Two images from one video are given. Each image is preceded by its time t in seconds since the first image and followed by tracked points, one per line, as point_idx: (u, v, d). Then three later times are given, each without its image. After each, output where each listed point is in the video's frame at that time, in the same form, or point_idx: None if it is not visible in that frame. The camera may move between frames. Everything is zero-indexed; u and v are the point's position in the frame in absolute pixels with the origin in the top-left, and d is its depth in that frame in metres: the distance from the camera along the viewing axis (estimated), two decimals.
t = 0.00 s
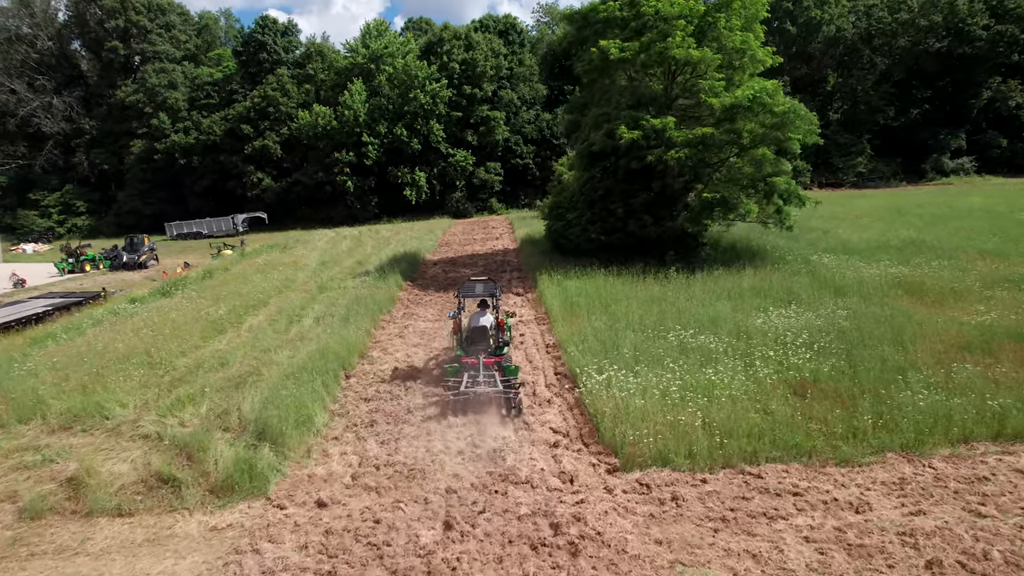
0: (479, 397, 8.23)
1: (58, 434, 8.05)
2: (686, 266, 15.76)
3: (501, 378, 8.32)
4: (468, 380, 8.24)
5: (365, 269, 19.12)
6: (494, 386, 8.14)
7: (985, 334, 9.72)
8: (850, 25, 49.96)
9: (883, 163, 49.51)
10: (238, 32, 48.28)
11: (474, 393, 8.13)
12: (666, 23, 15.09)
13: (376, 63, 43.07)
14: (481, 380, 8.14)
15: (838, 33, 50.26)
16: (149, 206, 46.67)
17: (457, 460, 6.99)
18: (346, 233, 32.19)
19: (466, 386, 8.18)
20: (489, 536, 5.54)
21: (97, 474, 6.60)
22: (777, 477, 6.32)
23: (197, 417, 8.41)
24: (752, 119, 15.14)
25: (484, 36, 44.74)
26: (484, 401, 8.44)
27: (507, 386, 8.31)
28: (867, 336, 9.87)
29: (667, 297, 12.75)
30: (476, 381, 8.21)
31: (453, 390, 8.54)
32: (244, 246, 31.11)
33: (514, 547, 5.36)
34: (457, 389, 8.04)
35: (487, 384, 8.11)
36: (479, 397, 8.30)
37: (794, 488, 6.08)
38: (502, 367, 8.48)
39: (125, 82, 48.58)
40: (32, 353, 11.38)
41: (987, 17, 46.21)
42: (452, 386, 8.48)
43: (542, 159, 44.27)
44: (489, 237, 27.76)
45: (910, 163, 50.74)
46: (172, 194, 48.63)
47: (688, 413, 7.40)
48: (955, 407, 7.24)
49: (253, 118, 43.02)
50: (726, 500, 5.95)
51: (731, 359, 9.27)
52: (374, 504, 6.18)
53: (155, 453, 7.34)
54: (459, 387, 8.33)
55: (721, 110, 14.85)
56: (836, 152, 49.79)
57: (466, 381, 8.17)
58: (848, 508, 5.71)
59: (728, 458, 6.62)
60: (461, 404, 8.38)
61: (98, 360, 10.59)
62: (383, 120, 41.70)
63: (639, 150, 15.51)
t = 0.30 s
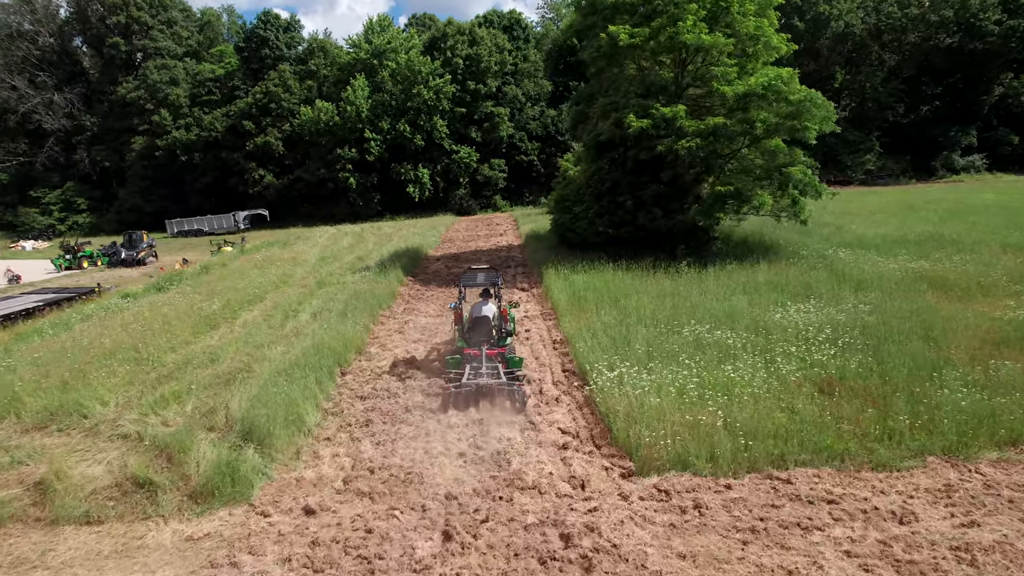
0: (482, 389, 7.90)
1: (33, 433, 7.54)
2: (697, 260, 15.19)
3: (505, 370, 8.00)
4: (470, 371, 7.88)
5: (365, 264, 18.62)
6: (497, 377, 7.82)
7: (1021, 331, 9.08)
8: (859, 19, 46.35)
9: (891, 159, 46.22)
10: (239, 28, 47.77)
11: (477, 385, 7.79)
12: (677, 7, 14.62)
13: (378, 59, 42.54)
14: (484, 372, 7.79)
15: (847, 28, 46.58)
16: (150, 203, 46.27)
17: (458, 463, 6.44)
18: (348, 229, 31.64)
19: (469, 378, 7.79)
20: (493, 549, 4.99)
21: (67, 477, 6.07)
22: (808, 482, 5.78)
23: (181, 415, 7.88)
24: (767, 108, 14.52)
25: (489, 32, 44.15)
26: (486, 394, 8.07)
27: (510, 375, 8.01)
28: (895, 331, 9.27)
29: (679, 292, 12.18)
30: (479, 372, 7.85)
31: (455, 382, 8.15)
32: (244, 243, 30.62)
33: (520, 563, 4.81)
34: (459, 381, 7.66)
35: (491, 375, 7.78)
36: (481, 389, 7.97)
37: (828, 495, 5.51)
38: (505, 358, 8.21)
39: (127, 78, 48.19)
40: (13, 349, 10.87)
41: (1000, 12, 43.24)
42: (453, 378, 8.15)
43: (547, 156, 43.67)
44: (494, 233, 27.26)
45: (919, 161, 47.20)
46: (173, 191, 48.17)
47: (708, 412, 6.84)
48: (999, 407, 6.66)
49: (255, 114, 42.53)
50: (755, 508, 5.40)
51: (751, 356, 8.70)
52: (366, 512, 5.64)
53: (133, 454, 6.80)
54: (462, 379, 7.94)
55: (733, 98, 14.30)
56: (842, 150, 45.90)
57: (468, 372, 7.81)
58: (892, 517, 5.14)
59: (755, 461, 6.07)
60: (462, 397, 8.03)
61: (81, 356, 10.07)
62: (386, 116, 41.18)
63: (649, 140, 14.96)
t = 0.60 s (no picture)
0: (484, 381, 7.48)
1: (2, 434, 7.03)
2: (709, 255, 14.63)
3: (508, 360, 7.49)
4: (471, 363, 7.38)
5: (366, 260, 18.08)
6: (499, 368, 7.30)
7: None
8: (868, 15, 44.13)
9: (900, 156, 43.22)
10: (241, 24, 47.22)
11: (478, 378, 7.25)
12: None
13: (381, 55, 41.90)
14: (486, 363, 7.26)
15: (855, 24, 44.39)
16: (151, 201, 45.82)
17: (458, 468, 5.91)
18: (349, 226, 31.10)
19: (469, 370, 7.31)
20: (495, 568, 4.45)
21: (31, 483, 5.55)
22: (844, 489, 5.21)
23: (161, 415, 7.35)
24: (781, 97, 13.94)
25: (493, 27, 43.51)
26: (488, 387, 7.58)
27: (512, 366, 7.51)
28: (925, 327, 8.68)
29: (692, 287, 11.60)
30: (479, 364, 7.33)
31: (456, 375, 7.66)
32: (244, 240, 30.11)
33: None
34: (459, 373, 7.19)
35: (493, 366, 7.26)
36: (482, 380, 7.48)
37: (868, 505, 4.94)
38: (508, 349, 7.69)
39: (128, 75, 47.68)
40: None
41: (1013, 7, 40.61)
42: (454, 371, 7.63)
43: (551, 153, 43.04)
44: (498, 230, 26.71)
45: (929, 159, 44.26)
46: (174, 188, 47.67)
47: (731, 413, 6.28)
48: None
49: (257, 110, 41.97)
50: (787, 520, 4.85)
51: (772, 353, 8.13)
52: (355, 522, 5.11)
53: (106, 457, 6.27)
54: (462, 370, 7.47)
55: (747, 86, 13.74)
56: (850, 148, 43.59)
57: (468, 364, 7.28)
58: (944, 532, 4.58)
59: (784, 467, 5.51)
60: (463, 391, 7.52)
61: (60, 353, 9.55)
62: (388, 112, 40.58)
63: (659, 130, 14.40)
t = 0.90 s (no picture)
0: (487, 372, 7.13)
1: None
2: (720, 249, 14.07)
3: (510, 351, 7.23)
4: (472, 354, 7.12)
5: (365, 255, 17.57)
6: (502, 359, 7.03)
7: None
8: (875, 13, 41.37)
9: (908, 154, 40.86)
10: (242, 20, 46.73)
11: (480, 369, 7.00)
12: None
13: (381, 50, 41.09)
14: (488, 354, 7.01)
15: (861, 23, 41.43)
16: (151, 198, 45.35)
17: (456, 475, 5.37)
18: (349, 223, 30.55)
19: (470, 361, 7.05)
20: None
21: None
22: (888, 500, 4.63)
23: (138, 415, 6.81)
24: (795, 84, 13.31)
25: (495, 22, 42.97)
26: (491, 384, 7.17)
27: (516, 358, 7.22)
28: (958, 322, 8.07)
29: (704, 281, 11.02)
30: (482, 355, 7.08)
31: (456, 367, 7.41)
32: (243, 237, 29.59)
33: None
34: (459, 364, 6.93)
35: (495, 357, 6.99)
36: (484, 372, 7.22)
37: (916, 518, 4.37)
38: (512, 340, 7.44)
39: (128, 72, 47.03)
40: None
41: None
42: (454, 362, 7.40)
43: (555, 149, 42.44)
44: (501, 226, 26.20)
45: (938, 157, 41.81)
46: (174, 186, 47.18)
47: (755, 414, 5.72)
48: None
49: (257, 107, 41.57)
50: (825, 536, 4.27)
51: (794, 350, 7.56)
52: (339, 536, 4.58)
53: (71, 460, 5.74)
54: (462, 362, 7.22)
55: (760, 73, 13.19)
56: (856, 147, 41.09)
57: (470, 355, 7.05)
58: (1010, 554, 3.99)
59: (818, 475, 4.92)
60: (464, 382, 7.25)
61: (35, 350, 9.01)
62: (390, 108, 40.05)
63: (669, 119, 13.85)
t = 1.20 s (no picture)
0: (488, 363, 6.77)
1: None
2: (731, 242, 13.50)
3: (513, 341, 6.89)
4: (473, 344, 6.76)
5: (363, 249, 17.04)
6: (505, 350, 6.64)
7: None
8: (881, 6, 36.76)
9: (914, 150, 36.23)
10: (240, 15, 46.09)
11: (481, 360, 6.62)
12: None
13: (382, 45, 40.51)
14: (489, 344, 6.64)
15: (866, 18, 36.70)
16: (149, 195, 44.75)
17: (450, 483, 4.80)
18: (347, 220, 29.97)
19: (471, 351, 6.70)
20: None
21: None
22: (944, 514, 4.05)
23: (105, 416, 6.24)
24: (810, 70, 12.69)
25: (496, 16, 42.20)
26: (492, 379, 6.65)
27: (520, 348, 6.78)
28: (995, 315, 7.46)
29: (717, 274, 10.44)
30: (483, 346, 6.72)
31: (456, 358, 7.09)
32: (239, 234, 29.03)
33: None
34: (458, 355, 6.58)
35: (497, 347, 6.63)
36: (485, 363, 6.81)
37: (979, 536, 3.80)
38: (514, 330, 7.08)
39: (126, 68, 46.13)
40: None
41: None
42: (454, 353, 7.10)
43: (558, 146, 41.85)
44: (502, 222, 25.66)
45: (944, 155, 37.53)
46: (172, 183, 46.58)
47: (783, 413, 5.15)
48: None
49: (256, 103, 40.98)
50: (875, 557, 3.69)
51: (819, 345, 6.99)
52: (316, 554, 4.02)
53: (24, 464, 5.17)
54: (463, 353, 6.88)
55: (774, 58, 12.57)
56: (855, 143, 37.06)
57: (471, 345, 6.67)
58: None
59: (861, 484, 4.34)
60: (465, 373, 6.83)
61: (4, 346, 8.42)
62: (390, 104, 39.50)
63: (678, 107, 13.30)
